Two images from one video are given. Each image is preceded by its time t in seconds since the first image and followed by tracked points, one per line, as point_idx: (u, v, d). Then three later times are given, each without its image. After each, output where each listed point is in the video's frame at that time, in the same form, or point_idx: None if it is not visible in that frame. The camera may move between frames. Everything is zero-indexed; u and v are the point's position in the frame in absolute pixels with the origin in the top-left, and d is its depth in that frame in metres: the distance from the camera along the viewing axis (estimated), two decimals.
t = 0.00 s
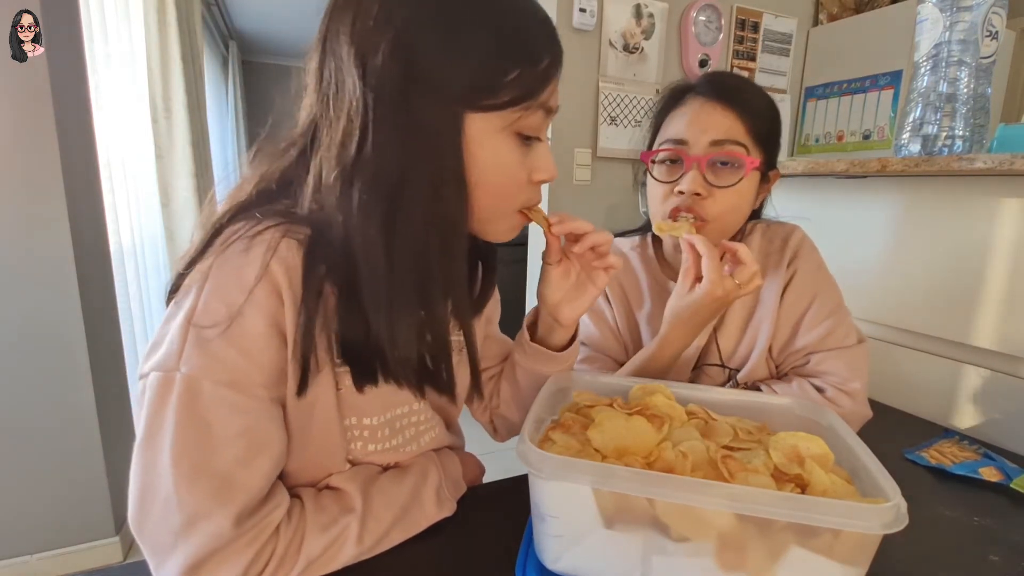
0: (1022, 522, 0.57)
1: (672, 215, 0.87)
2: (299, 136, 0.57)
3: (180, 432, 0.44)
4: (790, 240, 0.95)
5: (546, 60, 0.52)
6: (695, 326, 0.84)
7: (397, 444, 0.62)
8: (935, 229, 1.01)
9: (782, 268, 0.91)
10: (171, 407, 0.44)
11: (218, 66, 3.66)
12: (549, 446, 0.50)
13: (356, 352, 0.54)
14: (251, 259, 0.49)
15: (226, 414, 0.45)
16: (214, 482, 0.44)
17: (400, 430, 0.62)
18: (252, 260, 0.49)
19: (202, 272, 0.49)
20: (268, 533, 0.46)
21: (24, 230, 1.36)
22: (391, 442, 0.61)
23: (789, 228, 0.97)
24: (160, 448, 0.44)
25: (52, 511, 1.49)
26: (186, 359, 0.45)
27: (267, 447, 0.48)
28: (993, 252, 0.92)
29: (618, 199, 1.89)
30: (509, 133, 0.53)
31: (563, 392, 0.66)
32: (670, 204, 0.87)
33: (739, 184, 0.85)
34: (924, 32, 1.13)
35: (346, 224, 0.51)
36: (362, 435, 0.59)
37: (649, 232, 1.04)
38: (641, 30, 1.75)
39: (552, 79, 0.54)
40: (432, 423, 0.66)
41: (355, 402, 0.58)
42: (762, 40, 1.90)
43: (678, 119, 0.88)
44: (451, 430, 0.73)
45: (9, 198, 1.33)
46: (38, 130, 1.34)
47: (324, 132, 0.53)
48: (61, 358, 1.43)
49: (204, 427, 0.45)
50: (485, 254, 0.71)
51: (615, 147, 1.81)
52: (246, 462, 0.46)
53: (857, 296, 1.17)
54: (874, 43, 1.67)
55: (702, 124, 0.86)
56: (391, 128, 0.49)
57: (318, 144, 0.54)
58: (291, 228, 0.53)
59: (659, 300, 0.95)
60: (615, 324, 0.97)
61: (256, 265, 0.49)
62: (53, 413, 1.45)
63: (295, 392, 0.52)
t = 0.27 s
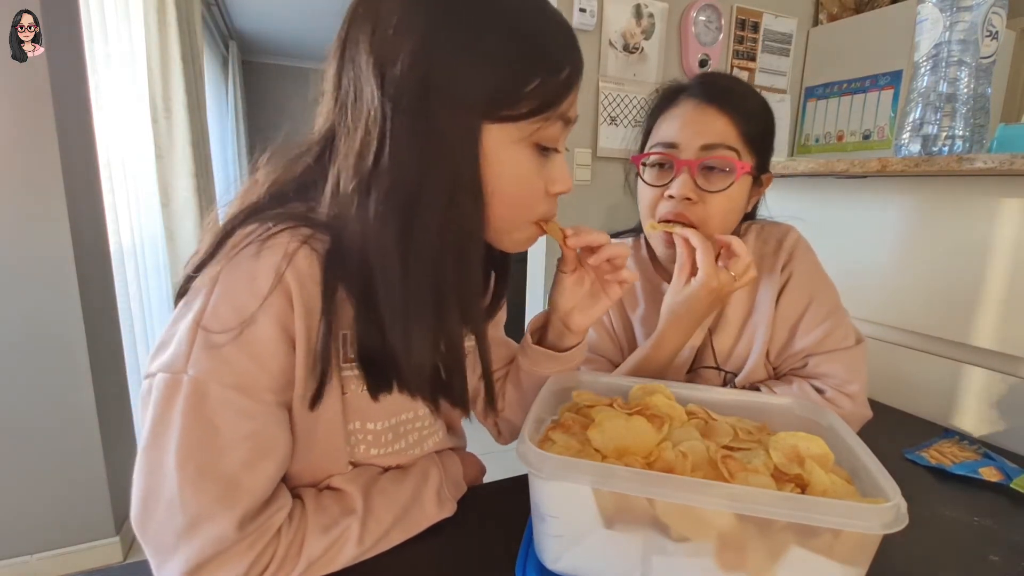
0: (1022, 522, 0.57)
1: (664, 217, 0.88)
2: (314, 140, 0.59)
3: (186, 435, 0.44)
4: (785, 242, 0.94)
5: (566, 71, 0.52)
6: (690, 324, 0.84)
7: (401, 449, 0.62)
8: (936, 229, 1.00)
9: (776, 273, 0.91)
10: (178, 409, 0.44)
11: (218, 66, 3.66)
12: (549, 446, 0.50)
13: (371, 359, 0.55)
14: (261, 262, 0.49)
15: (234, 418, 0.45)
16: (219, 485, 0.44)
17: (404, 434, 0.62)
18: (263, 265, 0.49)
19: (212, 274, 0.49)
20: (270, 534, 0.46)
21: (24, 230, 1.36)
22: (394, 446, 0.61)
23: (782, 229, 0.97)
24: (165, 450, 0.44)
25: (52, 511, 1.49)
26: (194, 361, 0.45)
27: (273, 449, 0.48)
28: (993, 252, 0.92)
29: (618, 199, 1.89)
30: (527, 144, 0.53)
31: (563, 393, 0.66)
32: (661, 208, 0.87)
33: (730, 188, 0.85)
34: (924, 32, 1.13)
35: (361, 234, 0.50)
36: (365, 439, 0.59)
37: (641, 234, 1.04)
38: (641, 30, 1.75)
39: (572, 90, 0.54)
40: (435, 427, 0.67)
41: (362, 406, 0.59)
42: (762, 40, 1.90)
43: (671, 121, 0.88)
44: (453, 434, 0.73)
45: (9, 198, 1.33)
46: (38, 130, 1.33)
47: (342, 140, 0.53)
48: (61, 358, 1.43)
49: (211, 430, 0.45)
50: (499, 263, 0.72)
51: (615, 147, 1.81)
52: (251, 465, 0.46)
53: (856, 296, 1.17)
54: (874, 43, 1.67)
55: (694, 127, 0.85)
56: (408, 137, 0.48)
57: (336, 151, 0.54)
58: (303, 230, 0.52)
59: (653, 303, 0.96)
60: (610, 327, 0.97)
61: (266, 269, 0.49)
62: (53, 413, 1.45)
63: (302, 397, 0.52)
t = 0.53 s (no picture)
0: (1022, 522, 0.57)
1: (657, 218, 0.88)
2: (321, 142, 0.59)
3: (188, 436, 0.44)
4: (783, 242, 0.94)
5: (576, 79, 0.53)
6: (689, 322, 0.84)
7: (403, 451, 0.62)
8: (936, 229, 1.00)
9: (774, 275, 0.91)
10: (181, 409, 0.44)
11: (218, 66, 3.66)
12: (549, 446, 0.50)
13: (380, 364, 0.55)
14: (266, 264, 0.49)
15: (238, 420, 0.45)
16: (221, 486, 0.44)
17: (405, 436, 0.62)
18: (269, 268, 0.49)
19: (216, 275, 0.49)
20: (270, 534, 0.46)
21: (24, 229, 1.36)
22: (396, 447, 0.62)
23: (780, 230, 0.97)
24: (168, 450, 0.44)
25: (52, 511, 1.49)
26: (197, 362, 0.45)
27: (275, 450, 0.48)
28: (994, 252, 0.92)
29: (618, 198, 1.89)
30: (535, 151, 0.53)
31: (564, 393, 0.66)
32: (655, 208, 0.88)
33: (724, 190, 0.85)
34: (924, 32, 1.13)
35: (370, 239, 0.50)
36: (367, 440, 0.60)
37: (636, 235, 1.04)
38: (641, 30, 1.75)
39: (582, 98, 0.54)
40: (437, 429, 0.67)
41: (365, 407, 0.59)
42: (762, 40, 1.89)
43: (669, 121, 0.88)
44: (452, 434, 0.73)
45: (9, 198, 1.33)
46: (38, 130, 1.33)
47: (351, 145, 0.53)
48: (61, 358, 1.43)
49: (214, 431, 0.45)
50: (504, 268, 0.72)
51: (615, 147, 1.81)
52: (253, 466, 0.46)
53: (856, 296, 1.17)
54: (874, 43, 1.67)
55: (690, 128, 0.85)
56: (417, 143, 0.49)
57: (346, 155, 0.54)
58: (309, 231, 0.52)
59: (652, 303, 0.96)
60: (609, 329, 0.97)
61: (271, 270, 0.49)
62: (52, 413, 1.45)
63: (304, 399, 0.52)
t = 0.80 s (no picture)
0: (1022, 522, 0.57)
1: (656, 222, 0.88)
2: (319, 138, 0.58)
3: (187, 436, 0.44)
4: (782, 243, 0.94)
5: (575, 81, 0.53)
6: (688, 324, 0.84)
7: (401, 450, 0.62)
8: (936, 229, 1.00)
9: (774, 276, 0.91)
10: (180, 409, 0.44)
11: (218, 66, 3.66)
12: (548, 446, 0.50)
13: (378, 363, 0.55)
14: (263, 263, 0.49)
15: (236, 419, 0.45)
16: (221, 486, 0.44)
17: (405, 435, 0.63)
18: (266, 267, 0.49)
19: (214, 274, 0.49)
20: (270, 533, 0.46)
21: (24, 229, 1.36)
22: (395, 447, 0.62)
23: (779, 231, 0.97)
24: (167, 450, 0.44)
25: (52, 511, 1.49)
26: (196, 362, 0.45)
27: (274, 450, 0.48)
28: (994, 252, 0.92)
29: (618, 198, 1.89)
30: (533, 153, 0.53)
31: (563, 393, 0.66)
32: (653, 212, 0.88)
33: (723, 194, 0.85)
34: (924, 32, 1.13)
35: (368, 239, 0.50)
36: (366, 440, 0.60)
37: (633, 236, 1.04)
38: (641, 30, 1.75)
39: (580, 100, 0.54)
40: (436, 429, 0.67)
41: (364, 406, 0.59)
42: (762, 40, 1.89)
43: (669, 122, 0.88)
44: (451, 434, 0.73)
45: (9, 198, 1.33)
46: (37, 130, 1.33)
47: (350, 143, 0.53)
48: (61, 358, 1.43)
49: (212, 431, 0.44)
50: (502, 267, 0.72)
51: (615, 147, 1.81)
52: (253, 466, 0.46)
53: (856, 296, 1.17)
54: (874, 43, 1.67)
55: (690, 130, 0.85)
56: (416, 142, 0.48)
57: (344, 153, 0.54)
58: (307, 231, 0.52)
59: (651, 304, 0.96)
60: (608, 329, 0.97)
61: (269, 270, 0.49)
62: (53, 413, 1.45)
63: (303, 397, 0.52)
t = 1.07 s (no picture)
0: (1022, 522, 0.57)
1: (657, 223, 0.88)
2: (318, 134, 0.58)
3: (186, 435, 0.43)
4: (782, 244, 0.94)
5: (574, 86, 0.53)
6: (687, 324, 0.84)
7: (401, 449, 0.62)
8: (936, 229, 1.00)
9: (774, 276, 0.90)
10: (178, 408, 0.44)
11: (218, 66, 3.66)
12: (548, 446, 0.50)
13: (375, 362, 0.55)
14: (262, 263, 0.49)
15: (235, 419, 0.45)
16: (220, 485, 0.44)
17: (404, 435, 0.62)
18: (264, 266, 0.49)
19: (213, 274, 0.49)
20: (269, 533, 0.46)
21: (24, 229, 1.36)
22: (394, 446, 0.62)
23: (779, 231, 0.97)
24: (166, 449, 0.44)
25: (52, 511, 1.49)
26: (194, 361, 0.45)
27: (274, 449, 0.48)
28: (994, 252, 0.92)
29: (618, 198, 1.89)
30: (531, 157, 0.54)
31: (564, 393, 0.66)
32: (654, 213, 0.87)
33: (725, 197, 0.85)
34: (924, 32, 1.13)
35: (367, 238, 0.50)
36: (365, 439, 0.60)
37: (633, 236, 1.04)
38: (640, 30, 1.75)
39: (579, 105, 0.54)
40: (436, 428, 0.67)
41: (363, 405, 0.59)
42: (762, 40, 1.89)
43: (670, 123, 0.87)
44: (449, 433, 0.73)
45: (9, 198, 1.33)
46: (37, 130, 1.33)
47: (350, 141, 0.53)
48: (61, 358, 1.43)
49: (211, 431, 0.44)
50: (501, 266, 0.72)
51: (616, 147, 1.81)
52: (253, 465, 0.46)
53: (856, 296, 1.17)
54: (874, 43, 1.67)
55: (692, 132, 0.85)
56: (416, 141, 0.48)
57: (344, 151, 0.54)
58: (304, 229, 0.52)
59: (651, 305, 0.95)
60: (609, 328, 0.96)
61: (267, 269, 0.49)
62: (53, 413, 1.45)
63: (302, 395, 0.52)
